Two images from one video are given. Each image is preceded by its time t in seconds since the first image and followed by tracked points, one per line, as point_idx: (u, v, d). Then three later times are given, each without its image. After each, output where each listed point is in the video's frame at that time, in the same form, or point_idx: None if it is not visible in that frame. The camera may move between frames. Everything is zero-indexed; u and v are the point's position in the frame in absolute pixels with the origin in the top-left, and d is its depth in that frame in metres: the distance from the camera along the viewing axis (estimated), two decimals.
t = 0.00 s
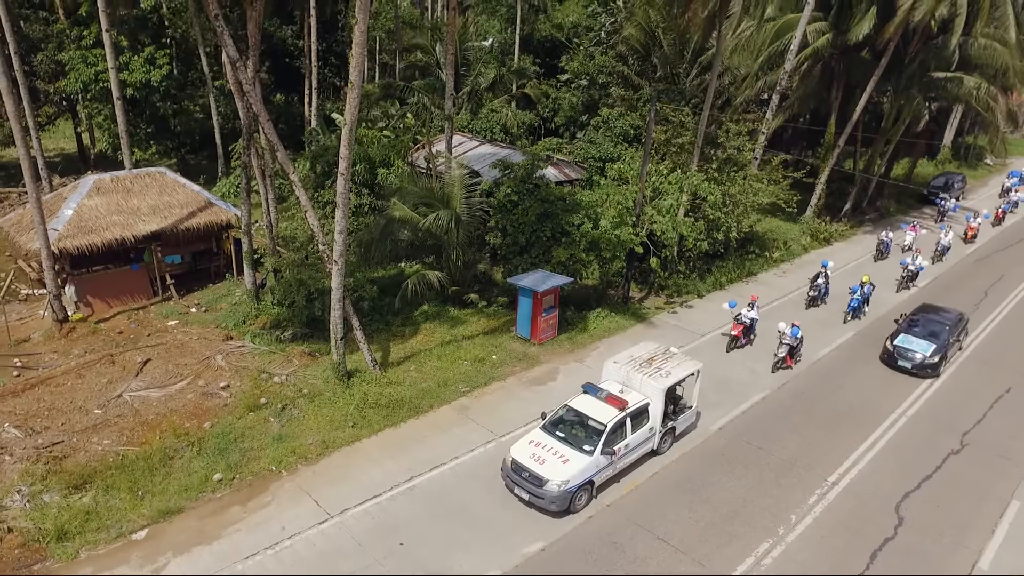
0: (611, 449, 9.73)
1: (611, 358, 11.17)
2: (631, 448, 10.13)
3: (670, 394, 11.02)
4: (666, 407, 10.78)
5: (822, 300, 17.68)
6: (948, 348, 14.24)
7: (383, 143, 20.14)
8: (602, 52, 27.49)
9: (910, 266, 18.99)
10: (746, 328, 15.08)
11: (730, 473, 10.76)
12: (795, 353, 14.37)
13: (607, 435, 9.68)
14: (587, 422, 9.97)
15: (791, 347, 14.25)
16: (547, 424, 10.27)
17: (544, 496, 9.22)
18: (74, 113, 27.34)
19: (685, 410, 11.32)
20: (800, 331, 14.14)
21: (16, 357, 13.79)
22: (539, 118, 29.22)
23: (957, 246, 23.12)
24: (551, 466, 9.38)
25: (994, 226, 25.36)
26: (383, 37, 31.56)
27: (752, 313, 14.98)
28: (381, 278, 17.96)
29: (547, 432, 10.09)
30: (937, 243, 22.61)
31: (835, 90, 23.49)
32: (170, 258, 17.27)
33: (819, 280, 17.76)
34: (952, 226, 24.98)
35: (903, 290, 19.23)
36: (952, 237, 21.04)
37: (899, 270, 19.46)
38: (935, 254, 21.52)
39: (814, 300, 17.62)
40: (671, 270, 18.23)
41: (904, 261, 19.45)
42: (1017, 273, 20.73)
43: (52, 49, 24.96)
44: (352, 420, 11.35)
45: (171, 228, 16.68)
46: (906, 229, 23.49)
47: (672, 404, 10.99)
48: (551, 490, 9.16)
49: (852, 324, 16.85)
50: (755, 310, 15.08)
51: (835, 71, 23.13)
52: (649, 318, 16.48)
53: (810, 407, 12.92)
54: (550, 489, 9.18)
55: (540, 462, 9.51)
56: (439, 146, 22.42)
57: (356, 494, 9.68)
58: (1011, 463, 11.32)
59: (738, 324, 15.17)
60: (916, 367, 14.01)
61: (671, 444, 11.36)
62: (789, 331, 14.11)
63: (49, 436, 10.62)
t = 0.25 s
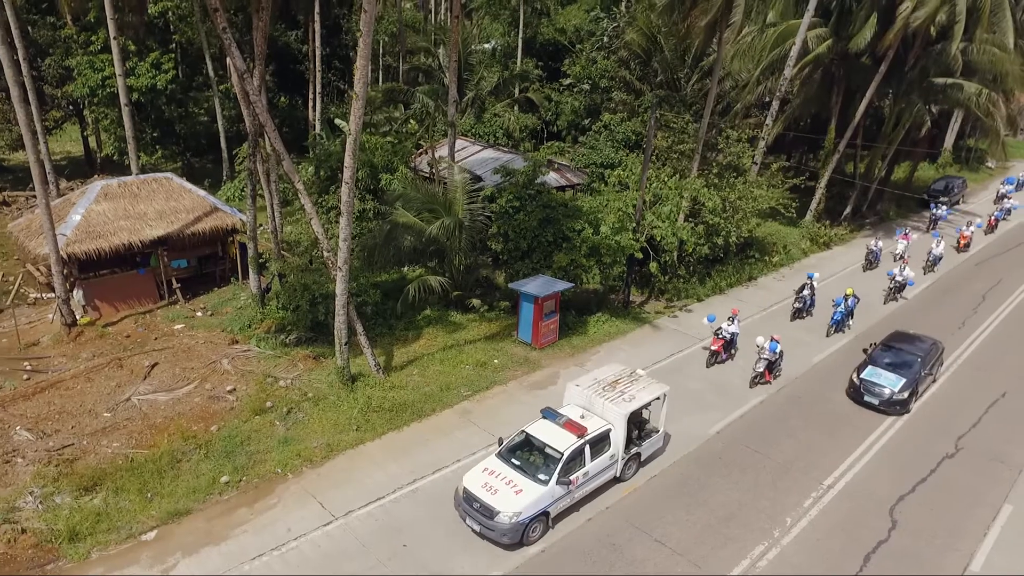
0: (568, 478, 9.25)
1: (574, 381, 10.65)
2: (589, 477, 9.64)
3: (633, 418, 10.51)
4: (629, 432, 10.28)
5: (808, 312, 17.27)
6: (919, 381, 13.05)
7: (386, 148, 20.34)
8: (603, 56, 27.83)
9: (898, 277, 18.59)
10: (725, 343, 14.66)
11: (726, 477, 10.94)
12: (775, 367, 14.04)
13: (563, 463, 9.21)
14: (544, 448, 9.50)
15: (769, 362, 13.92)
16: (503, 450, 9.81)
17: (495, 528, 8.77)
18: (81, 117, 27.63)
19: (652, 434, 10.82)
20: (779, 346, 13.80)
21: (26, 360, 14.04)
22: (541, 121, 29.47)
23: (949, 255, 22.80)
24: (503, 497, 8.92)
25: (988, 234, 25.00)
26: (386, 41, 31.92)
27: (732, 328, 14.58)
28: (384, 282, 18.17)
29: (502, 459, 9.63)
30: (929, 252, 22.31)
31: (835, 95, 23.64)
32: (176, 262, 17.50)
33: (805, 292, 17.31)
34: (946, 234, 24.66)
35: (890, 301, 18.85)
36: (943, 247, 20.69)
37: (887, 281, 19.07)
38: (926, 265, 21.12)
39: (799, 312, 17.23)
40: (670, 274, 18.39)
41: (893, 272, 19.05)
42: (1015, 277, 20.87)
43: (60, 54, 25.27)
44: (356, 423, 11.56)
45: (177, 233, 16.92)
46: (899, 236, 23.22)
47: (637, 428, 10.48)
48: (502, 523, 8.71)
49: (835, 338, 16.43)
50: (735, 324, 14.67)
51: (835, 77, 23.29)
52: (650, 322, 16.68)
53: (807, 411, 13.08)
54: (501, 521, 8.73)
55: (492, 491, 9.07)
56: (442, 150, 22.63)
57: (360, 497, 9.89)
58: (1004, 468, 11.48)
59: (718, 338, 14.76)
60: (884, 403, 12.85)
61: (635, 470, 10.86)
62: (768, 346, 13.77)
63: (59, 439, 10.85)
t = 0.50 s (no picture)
0: (526, 504, 8.94)
1: (538, 402, 10.40)
2: (549, 502, 9.28)
3: (598, 440, 10.15)
4: (594, 454, 9.95)
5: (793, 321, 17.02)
6: (886, 417, 12.09)
7: (387, 152, 20.53)
8: (603, 59, 27.96)
9: (886, 286, 18.26)
10: (705, 354, 14.34)
11: (723, 478, 11.10)
12: (754, 379, 13.76)
13: (521, 488, 8.89)
14: (503, 472, 9.18)
15: (748, 374, 13.61)
16: (461, 474, 9.50)
17: (448, 557, 8.48)
18: (85, 120, 27.82)
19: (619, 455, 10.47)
20: (758, 358, 13.47)
21: (33, 362, 14.23)
22: (542, 123, 29.67)
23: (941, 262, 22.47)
24: (457, 525, 8.62)
25: (980, 240, 24.67)
26: (388, 43, 32.11)
27: (712, 338, 14.25)
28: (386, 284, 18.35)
29: (460, 483, 9.32)
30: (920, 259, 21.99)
31: (834, 98, 23.77)
32: (180, 265, 17.70)
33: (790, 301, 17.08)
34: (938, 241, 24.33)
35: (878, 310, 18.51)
36: (934, 254, 20.33)
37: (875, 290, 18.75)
38: (917, 273, 20.76)
39: (784, 320, 16.98)
40: (671, 276, 18.46)
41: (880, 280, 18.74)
42: (1013, 280, 21.01)
43: (65, 58, 25.48)
44: (359, 425, 11.74)
45: (182, 236, 17.11)
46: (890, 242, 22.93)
47: (602, 450, 10.14)
48: (456, 551, 8.42)
49: (818, 348, 16.11)
50: (716, 335, 14.37)
51: (834, 81, 23.44)
52: (650, 324, 16.85)
53: (804, 413, 13.24)
54: (454, 549, 8.43)
55: (446, 518, 8.77)
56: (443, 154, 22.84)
57: (363, 497, 10.07)
58: (997, 469, 11.64)
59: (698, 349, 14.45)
60: (847, 439, 11.86)
61: (601, 493, 10.46)
62: (748, 357, 13.47)
63: (67, 440, 11.03)
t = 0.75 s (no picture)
0: (474, 533, 8.64)
1: (493, 424, 10.11)
2: (500, 530, 8.96)
3: (555, 464, 9.84)
4: (550, 479, 9.64)
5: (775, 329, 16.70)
6: (840, 461, 10.91)
7: (389, 155, 20.75)
8: (603, 62, 28.17)
9: (870, 295, 17.82)
10: (680, 367, 13.94)
11: (719, 477, 11.30)
12: (728, 393, 13.46)
13: (469, 517, 8.60)
14: (452, 499, 8.90)
15: (722, 387, 13.32)
16: (410, 500, 9.22)
17: None
18: (89, 123, 28.05)
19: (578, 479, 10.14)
20: (732, 370, 13.20)
21: (40, 364, 14.46)
22: (542, 126, 29.90)
23: (930, 269, 22.16)
24: (401, 555, 8.32)
25: (971, 246, 24.40)
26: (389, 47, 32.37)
27: (688, 351, 13.87)
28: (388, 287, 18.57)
29: (408, 510, 9.03)
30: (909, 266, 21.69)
31: (832, 102, 23.96)
32: (184, 268, 17.92)
33: (772, 310, 16.74)
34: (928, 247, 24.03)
35: (862, 320, 18.09)
36: (922, 262, 19.98)
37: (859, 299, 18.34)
38: (905, 281, 20.37)
39: (765, 330, 16.66)
40: (669, 279, 18.63)
41: (864, 289, 18.32)
42: (1008, 281, 21.19)
43: (69, 62, 25.73)
44: (361, 426, 11.96)
45: (186, 239, 17.34)
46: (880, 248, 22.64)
47: (559, 475, 9.80)
48: None
49: (798, 360, 15.74)
50: (692, 347, 13.96)
51: (831, 84, 23.64)
52: (650, 326, 17.07)
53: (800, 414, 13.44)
54: None
55: (390, 548, 8.48)
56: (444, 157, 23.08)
57: (366, 497, 10.28)
58: (989, 469, 11.84)
59: (673, 362, 14.03)
60: (795, 486, 10.72)
61: (561, 518, 10.10)
62: (722, 370, 13.18)
63: (75, 441, 11.25)
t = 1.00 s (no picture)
0: (424, 559, 8.31)
1: (451, 444, 9.75)
2: (454, 555, 8.64)
3: (515, 484, 9.48)
4: (509, 500, 9.26)
5: (758, 336, 16.50)
6: (788, 506, 9.87)
7: (390, 158, 20.94)
8: (602, 65, 28.36)
9: (856, 303, 17.58)
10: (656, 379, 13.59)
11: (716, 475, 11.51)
12: (704, 404, 13.21)
13: (420, 542, 8.28)
14: (403, 523, 8.57)
15: (698, 398, 13.06)
16: (360, 524, 8.87)
17: None
18: (92, 126, 28.25)
19: (540, 498, 9.77)
20: (708, 381, 12.94)
21: (46, 365, 14.66)
22: (542, 127, 30.10)
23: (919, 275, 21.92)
24: None
25: (960, 251, 24.17)
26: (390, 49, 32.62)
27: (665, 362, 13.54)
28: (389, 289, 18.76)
29: (358, 534, 8.70)
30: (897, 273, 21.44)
31: (829, 105, 24.15)
32: (188, 269, 18.12)
33: (755, 317, 16.52)
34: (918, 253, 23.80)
35: (846, 329, 17.79)
36: (910, 270, 19.71)
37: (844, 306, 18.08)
38: (893, 289, 20.08)
39: (747, 337, 16.45)
40: (667, 281, 18.83)
41: (849, 296, 18.07)
42: (1004, 283, 21.39)
43: (72, 65, 25.94)
44: (363, 425, 12.16)
45: (190, 242, 17.55)
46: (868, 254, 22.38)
47: (519, 495, 9.43)
48: None
49: (779, 369, 15.47)
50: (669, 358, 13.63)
51: (828, 87, 23.85)
52: (649, 327, 17.29)
53: (795, 413, 13.64)
54: None
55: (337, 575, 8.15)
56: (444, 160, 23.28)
57: (368, 495, 10.48)
58: (981, 468, 12.03)
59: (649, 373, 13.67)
60: (738, 534, 9.68)
61: (521, 540, 9.72)
62: (698, 381, 12.90)
63: (83, 440, 11.45)
